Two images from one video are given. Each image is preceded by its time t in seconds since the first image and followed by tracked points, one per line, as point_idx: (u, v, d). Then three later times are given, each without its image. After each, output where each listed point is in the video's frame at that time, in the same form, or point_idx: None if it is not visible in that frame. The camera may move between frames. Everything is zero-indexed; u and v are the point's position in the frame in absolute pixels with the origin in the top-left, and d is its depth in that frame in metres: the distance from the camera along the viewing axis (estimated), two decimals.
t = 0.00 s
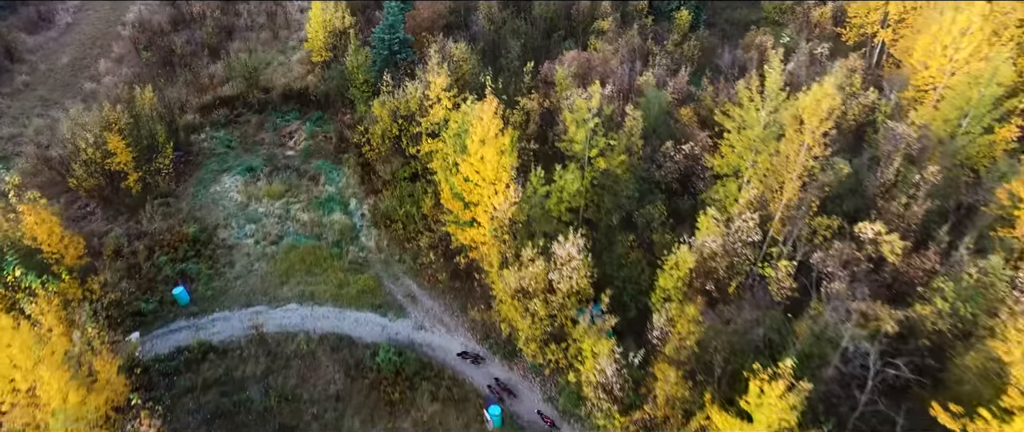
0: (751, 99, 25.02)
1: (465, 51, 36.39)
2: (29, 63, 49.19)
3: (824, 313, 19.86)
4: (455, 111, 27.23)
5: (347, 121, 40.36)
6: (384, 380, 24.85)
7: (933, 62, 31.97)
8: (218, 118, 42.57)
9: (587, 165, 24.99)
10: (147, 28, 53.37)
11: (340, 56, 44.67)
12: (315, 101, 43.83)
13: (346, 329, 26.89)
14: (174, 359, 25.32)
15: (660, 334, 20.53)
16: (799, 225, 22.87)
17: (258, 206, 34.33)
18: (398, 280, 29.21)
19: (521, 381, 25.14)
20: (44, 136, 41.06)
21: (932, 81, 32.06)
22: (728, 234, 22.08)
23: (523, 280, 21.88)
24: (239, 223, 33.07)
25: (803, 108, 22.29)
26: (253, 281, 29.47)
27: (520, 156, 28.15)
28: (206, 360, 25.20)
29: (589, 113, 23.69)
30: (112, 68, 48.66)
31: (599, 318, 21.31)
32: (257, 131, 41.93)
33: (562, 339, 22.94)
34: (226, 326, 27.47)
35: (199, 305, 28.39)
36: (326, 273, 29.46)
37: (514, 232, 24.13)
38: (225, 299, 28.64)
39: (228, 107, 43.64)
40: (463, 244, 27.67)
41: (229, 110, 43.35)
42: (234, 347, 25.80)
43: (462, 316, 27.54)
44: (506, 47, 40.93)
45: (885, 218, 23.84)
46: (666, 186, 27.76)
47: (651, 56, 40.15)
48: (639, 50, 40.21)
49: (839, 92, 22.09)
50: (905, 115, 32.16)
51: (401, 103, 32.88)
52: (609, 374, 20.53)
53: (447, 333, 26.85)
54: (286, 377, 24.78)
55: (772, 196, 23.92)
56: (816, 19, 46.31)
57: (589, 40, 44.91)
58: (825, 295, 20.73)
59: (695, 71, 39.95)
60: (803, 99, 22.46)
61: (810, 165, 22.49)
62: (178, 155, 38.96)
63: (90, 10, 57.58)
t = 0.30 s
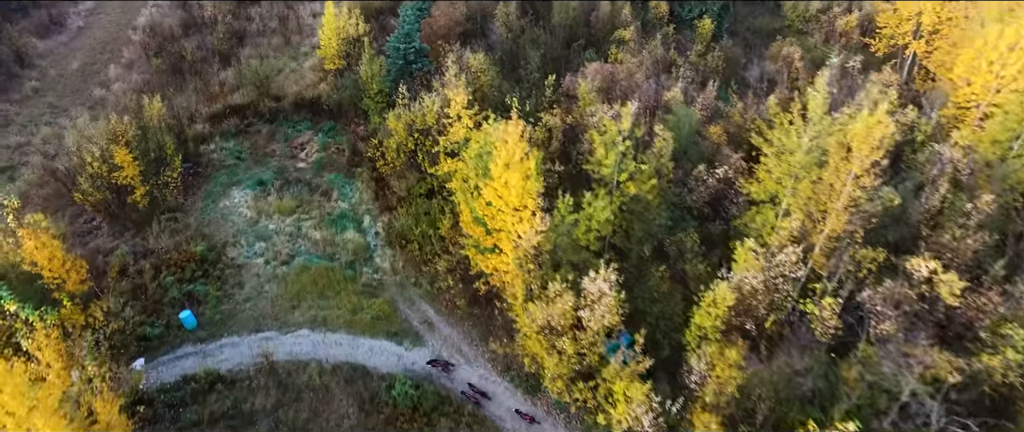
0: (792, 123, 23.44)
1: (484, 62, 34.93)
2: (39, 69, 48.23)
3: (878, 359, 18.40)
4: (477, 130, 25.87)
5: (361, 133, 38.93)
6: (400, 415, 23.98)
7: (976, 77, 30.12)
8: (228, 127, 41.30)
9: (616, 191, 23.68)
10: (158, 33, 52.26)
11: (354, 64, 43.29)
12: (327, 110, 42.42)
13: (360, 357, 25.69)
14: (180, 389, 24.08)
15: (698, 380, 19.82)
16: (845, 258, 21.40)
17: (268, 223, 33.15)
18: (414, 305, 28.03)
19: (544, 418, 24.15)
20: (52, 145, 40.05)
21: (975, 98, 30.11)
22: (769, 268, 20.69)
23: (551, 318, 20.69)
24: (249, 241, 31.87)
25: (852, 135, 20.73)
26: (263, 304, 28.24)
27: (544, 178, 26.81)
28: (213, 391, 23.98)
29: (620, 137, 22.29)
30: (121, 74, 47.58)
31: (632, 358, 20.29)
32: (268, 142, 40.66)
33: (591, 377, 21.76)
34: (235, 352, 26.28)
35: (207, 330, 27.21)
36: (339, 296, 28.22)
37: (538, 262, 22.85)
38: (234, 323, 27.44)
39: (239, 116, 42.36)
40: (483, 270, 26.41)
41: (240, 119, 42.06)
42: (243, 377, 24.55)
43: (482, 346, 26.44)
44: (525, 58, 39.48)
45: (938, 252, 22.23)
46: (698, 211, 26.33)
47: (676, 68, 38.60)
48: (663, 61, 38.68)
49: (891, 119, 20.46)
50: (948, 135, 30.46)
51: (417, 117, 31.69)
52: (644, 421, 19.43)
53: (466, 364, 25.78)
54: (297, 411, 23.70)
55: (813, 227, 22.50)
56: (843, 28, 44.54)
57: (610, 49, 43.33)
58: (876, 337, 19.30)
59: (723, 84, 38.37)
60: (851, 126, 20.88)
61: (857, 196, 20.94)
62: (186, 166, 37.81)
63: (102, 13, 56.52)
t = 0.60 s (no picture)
0: (830, 139, 22.43)
1: (501, 69, 34.01)
2: (48, 73, 47.69)
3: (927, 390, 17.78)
4: (500, 143, 25.01)
5: (374, 141, 37.97)
6: None
7: (1012, 89, 27.76)
8: (239, 134, 40.47)
9: (646, 209, 22.94)
10: (168, 36, 51.56)
11: (366, 70, 42.14)
12: (340, 117, 41.37)
13: (379, 376, 25.03)
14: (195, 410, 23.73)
15: (740, 411, 18.91)
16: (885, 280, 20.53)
17: (281, 234, 32.38)
18: (433, 321, 27.40)
19: None
20: (62, 152, 39.48)
21: (1009, 109, 28.01)
22: (808, 292, 19.87)
23: (582, 344, 20.05)
24: (262, 253, 31.14)
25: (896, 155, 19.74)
26: (278, 319, 27.48)
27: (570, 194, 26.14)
28: (229, 412, 23.60)
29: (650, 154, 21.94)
30: (131, 79, 46.95)
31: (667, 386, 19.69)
32: (280, 149, 39.73)
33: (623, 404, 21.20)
34: (249, 370, 25.53)
35: (220, 347, 26.46)
36: (356, 312, 27.41)
37: (566, 283, 22.10)
38: (247, 340, 26.70)
39: (250, 122, 41.51)
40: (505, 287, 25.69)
41: (251, 126, 41.22)
42: (258, 397, 24.11)
43: (505, 364, 25.90)
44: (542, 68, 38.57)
45: (983, 276, 21.26)
46: (727, 229, 25.47)
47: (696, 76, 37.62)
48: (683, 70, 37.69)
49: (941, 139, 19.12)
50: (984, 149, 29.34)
51: (434, 126, 30.90)
52: None
53: (489, 384, 25.25)
54: None
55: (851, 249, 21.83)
56: (865, 35, 43.34)
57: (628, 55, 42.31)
58: (921, 367, 18.50)
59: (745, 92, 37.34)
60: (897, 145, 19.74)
61: (899, 216, 19.92)
62: (197, 174, 37.10)
63: (111, 15, 55.87)
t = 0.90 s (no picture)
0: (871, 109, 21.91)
1: (522, 34, 33.15)
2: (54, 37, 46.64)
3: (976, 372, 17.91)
4: (531, 112, 24.47)
5: (392, 107, 36.86)
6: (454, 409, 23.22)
7: None
8: (252, 101, 39.15)
9: (681, 183, 22.95)
10: None
11: (381, 35, 40.39)
12: (354, 82, 39.88)
13: (408, 347, 24.98)
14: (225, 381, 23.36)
15: (778, 386, 18.84)
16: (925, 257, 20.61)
17: (302, 203, 31.93)
18: (460, 291, 27.30)
19: (601, 411, 23.63)
20: (73, 119, 38.84)
21: None
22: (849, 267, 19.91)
23: (621, 318, 20.23)
24: (283, 223, 30.87)
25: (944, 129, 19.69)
26: (303, 290, 27.21)
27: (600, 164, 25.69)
28: (259, 384, 23.30)
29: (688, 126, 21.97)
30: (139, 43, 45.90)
31: (706, 360, 19.81)
32: (295, 116, 38.80)
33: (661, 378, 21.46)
34: (278, 341, 25.46)
35: (246, 317, 26.29)
36: (382, 282, 27.16)
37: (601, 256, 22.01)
38: (274, 310, 26.49)
39: (263, 88, 40.09)
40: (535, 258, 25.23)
41: (264, 93, 39.85)
42: (288, 368, 23.88)
43: (534, 334, 25.80)
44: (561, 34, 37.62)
45: None
46: (760, 200, 25.05)
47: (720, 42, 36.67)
48: (706, 36, 36.74)
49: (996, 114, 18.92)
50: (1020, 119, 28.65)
51: (455, 93, 30.35)
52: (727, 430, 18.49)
53: (518, 354, 25.25)
54: (347, 403, 23.04)
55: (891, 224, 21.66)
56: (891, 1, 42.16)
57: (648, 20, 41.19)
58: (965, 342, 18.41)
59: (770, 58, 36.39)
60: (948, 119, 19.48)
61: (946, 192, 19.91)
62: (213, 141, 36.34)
63: None
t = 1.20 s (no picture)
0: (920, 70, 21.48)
1: None
2: None
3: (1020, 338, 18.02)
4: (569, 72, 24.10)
5: (415, 64, 36.20)
6: (494, 370, 22.86)
7: None
8: (270, 58, 38.19)
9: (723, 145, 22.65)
10: None
11: None
12: (373, 39, 38.36)
13: (444, 307, 25.05)
14: (263, 343, 23.45)
15: (820, 349, 18.86)
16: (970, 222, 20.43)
17: (328, 162, 31.51)
18: (492, 252, 27.29)
19: (638, 372, 23.67)
20: (89, 76, 38.01)
21: None
22: (893, 231, 19.81)
23: (665, 280, 20.24)
24: (310, 182, 30.42)
25: (1002, 92, 19.36)
26: (335, 250, 27.09)
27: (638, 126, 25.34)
28: (299, 345, 23.43)
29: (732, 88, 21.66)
30: None
31: (751, 322, 19.87)
32: (315, 72, 37.92)
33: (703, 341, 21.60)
34: (313, 301, 25.51)
35: (279, 278, 26.24)
36: (414, 243, 27.07)
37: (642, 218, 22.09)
38: (308, 270, 26.43)
39: (280, 44, 38.83)
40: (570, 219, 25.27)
41: (282, 49, 38.68)
42: (325, 329, 23.95)
43: (568, 294, 25.89)
44: None
45: None
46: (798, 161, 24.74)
47: None
48: None
49: None
50: None
51: (483, 50, 29.70)
52: (773, 391, 18.81)
53: (553, 314, 25.34)
54: (387, 364, 22.96)
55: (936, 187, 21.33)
56: None
57: None
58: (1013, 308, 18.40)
59: (802, 14, 35.51)
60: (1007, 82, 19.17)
61: (998, 157, 19.68)
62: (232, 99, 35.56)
63: None
